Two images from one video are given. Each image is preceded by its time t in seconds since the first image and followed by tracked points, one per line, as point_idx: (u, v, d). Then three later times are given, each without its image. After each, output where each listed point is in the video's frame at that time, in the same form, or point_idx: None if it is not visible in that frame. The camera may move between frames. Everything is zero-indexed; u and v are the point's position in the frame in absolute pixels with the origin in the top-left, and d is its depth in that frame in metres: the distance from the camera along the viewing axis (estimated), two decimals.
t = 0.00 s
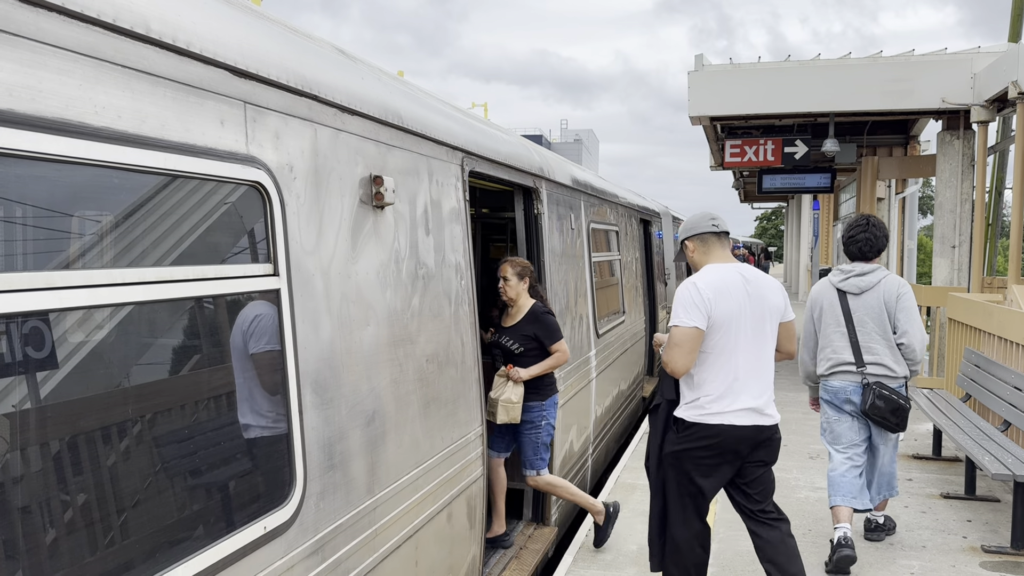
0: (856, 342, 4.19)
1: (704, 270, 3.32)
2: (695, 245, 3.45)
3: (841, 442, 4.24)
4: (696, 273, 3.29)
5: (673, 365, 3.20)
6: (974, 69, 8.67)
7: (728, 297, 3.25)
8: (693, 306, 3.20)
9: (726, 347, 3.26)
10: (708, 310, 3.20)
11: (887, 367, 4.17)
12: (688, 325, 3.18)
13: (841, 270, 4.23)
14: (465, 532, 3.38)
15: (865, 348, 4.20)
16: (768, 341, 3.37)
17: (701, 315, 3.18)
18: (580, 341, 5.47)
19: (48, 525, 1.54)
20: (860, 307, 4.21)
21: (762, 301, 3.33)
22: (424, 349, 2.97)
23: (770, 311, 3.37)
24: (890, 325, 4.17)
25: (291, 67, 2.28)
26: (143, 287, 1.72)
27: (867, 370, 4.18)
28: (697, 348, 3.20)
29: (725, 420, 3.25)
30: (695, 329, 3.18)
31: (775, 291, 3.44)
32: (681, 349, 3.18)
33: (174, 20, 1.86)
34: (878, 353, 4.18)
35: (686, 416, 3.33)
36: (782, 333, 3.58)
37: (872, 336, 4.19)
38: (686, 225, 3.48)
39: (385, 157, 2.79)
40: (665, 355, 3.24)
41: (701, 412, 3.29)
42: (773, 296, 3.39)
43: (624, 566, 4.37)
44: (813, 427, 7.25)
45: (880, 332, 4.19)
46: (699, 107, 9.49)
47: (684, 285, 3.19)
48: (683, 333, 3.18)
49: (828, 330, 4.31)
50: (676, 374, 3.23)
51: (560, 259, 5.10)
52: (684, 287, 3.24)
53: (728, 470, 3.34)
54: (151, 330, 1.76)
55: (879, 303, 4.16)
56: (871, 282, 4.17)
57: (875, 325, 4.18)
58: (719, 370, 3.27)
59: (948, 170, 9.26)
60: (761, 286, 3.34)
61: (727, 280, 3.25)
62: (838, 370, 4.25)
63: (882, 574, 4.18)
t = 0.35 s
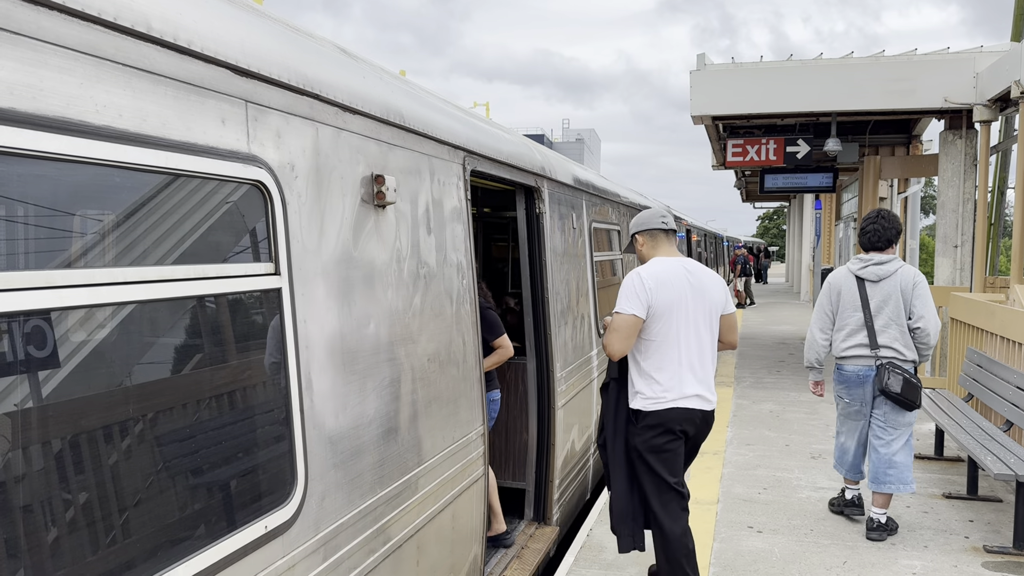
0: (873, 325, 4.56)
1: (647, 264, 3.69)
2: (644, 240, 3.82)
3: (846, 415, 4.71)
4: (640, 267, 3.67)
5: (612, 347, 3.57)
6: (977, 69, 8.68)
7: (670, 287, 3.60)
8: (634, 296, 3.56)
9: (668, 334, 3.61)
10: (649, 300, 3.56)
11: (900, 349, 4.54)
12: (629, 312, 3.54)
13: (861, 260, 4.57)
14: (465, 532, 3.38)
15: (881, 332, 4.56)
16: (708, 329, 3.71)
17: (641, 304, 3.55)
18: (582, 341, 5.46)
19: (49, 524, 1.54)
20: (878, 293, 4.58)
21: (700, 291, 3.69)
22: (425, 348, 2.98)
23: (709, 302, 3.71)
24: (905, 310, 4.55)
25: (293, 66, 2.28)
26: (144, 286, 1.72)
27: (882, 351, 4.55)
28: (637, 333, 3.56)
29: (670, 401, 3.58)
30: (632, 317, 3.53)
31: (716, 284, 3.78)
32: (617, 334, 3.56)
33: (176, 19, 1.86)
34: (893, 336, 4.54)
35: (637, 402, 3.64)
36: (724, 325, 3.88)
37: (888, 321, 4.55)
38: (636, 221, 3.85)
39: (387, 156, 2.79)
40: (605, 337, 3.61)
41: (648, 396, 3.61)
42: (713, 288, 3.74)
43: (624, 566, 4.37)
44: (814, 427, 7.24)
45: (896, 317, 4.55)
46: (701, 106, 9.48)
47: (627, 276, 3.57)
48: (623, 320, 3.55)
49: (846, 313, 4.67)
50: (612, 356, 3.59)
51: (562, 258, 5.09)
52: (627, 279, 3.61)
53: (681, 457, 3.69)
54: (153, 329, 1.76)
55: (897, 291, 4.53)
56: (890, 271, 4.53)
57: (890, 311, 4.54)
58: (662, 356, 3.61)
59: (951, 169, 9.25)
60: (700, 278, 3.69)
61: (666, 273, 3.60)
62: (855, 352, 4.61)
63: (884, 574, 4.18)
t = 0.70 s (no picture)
0: (869, 325, 4.87)
1: (616, 266, 3.74)
2: (616, 241, 3.82)
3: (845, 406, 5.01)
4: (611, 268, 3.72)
5: (590, 345, 3.57)
6: (981, 68, 8.66)
7: (638, 290, 3.69)
8: (609, 295, 3.60)
9: (632, 334, 3.68)
10: (622, 301, 3.62)
11: (895, 346, 4.85)
12: (605, 311, 3.57)
13: (854, 263, 4.90)
14: (467, 533, 3.37)
15: (875, 330, 4.86)
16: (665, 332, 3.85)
17: (616, 304, 3.59)
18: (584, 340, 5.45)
19: (51, 524, 1.55)
20: (872, 295, 4.90)
21: (661, 296, 3.81)
22: (426, 348, 2.98)
23: (664, 305, 3.84)
24: (898, 310, 4.85)
25: (293, 65, 2.29)
26: (143, 285, 1.71)
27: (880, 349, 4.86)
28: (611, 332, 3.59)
29: (629, 398, 3.64)
30: (610, 316, 3.57)
31: (670, 289, 3.93)
32: (596, 331, 3.57)
33: (174, 18, 1.86)
34: (887, 334, 4.86)
35: (595, 398, 3.68)
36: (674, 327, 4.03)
37: (882, 320, 4.86)
38: (607, 222, 3.84)
39: (387, 156, 2.79)
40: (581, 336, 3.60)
41: (607, 392, 3.65)
42: (668, 294, 3.88)
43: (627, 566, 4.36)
44: (817, 427, 7.22)
45: (889, 316, 4.86)
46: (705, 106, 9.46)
47: (602, 276, 3.60)
48: (600, 318, 3.56)
49: (844, 315, 4.99)
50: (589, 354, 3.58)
51: (564, 258, 5.09)
52: (600, 279, 3.64)
53: (632, 447, 3.76)
54: (155, 328, 1.77)
55: (888, 292, 4.83)
56: (881, 274, 4.84)
57: (883, 311, 4.85)
58: (625, 355, 3.67)
59: (955, 169, 9.23)
60: (659, 283, 3.82)
61: (636, 275, 3.68)
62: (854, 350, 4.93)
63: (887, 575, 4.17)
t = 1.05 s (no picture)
0: (865, 319, 5.09)
1: (585, 262, 3.82)
2: (583, 240, 3.87)
3: (851, 400, 5.13)
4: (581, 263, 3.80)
5: (567, 341, 3.65)
6: (985, 67, 8.64)
7: (607, 285, 3.80)
8: (584, 291, 3.68)
9: (599, 327, 3.81)
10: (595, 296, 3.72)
11: (889, 339, 5.05)
12: (581, 307, 3.66)
13: (855, 261, 5.11)
14: (465, 532, 3.37)
15: (870, 326, 5.08)
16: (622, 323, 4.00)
17: (590, 300, 3.69)
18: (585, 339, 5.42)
19: (52, 524, 1.55)
20: (870, 291, 5.11)
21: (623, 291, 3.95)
22: (424, 345, 2.97)
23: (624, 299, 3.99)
24: (894, 306, 5.06)
25: (287, 62, 2.28)
26: (133, 281, 1.70)
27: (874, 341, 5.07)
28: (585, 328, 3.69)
29: (590, 388, 3.78)
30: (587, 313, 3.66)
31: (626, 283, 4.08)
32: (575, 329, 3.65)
33: (164, 14, 1.85)
34: (882, 329, 5.07)
35: (559, 387, 3.80)
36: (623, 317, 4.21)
37: (878, 316, 5.07)
38: (574, 220, 3.88)
39: (383, 153, 2.78)
40: (557, 332, 3.68)
41: (569, 382, 3.77)
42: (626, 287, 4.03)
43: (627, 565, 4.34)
44: (819, 428, 7.19)
45: (886, 313, 5.07)
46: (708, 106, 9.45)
47: (576, 274, 3.68)
48: (577, 314, 3.65)
49: (843, 309, 5.21)
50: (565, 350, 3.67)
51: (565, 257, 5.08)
52: (574, 275, 3.71)
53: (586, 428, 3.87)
54: (157, 326, 1.78)
55: (884, 289, 5.04)
56: (879, 272, 5.04)
57: (879, 307, 5.07)
58: (590, 346, 3.80)
59: (960, 169, 9.18)
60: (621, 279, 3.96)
61: (606, 272, 3.79)
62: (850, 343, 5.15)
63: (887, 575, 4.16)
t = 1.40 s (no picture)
0: (868, 309, 5.43)
1: (524, 275, 3.88)
2: (526, 251, 3.94)
3: (851, 383, 5.57)
4: (519, 277, 3.87)
5: (506, 356, 3.73)
6: (987, 68, 8.63)
7: (543, 297, 3.90)
8: (521, 308, 3.75)
9: (533, 334, 3.93)
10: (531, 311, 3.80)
11: (890, 328, 5.39)
12: (518, 323, 3.73)
13: (861, 256, 5.46)
14: (458, 530, 3.38)
15: (873, 315, 5.43)
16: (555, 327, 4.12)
17: (527, 315, 3.77)
18: (583, 340, 5.42)
19: (54, 523, 1.57)
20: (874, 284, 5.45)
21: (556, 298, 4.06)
22: (415, 344, 2.97)
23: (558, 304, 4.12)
24: (897, 298, 5.39)
25: (277, 65, 2.28)
26: (120, 281, 1.69)
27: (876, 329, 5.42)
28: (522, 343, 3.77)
29: (523, 391, 3.90)
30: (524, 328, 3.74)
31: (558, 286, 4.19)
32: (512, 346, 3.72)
33: (152, 18, 1.84)
34: (885, 318, 5.41)
35: (492, 391, 3.92)
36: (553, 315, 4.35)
37: (881, 307, 5.41)
38: (513, 230, 3.91)
39: (375, 155, 2.78)
40: (496, 347, 3.75)
41: (503, 387, 3.89)
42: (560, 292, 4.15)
43: (620, 565, 4.35)
44: (819, 429, 7.18)
45: (889, 304, 5.41)
46: (710, 107, 9.43)
47: (515, 291, 3.75)
48: (515, 330, 3.73)
49: (848, 299, 5.56)
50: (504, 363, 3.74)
51: (563, 258, 5.08)
52: (512, 292, 3.78)
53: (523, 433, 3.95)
54: (159, 326, 1.81)
55: (888, 282, 5.37)
56: (884, 266, 5.39)
57: (883, 298, 5.40)
58: (524, 353, 3.91)
59: (961, 170, 9.12)
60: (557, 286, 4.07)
61: (541, 285, 3.89)
62: (855, 332, 5.50)
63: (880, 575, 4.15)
